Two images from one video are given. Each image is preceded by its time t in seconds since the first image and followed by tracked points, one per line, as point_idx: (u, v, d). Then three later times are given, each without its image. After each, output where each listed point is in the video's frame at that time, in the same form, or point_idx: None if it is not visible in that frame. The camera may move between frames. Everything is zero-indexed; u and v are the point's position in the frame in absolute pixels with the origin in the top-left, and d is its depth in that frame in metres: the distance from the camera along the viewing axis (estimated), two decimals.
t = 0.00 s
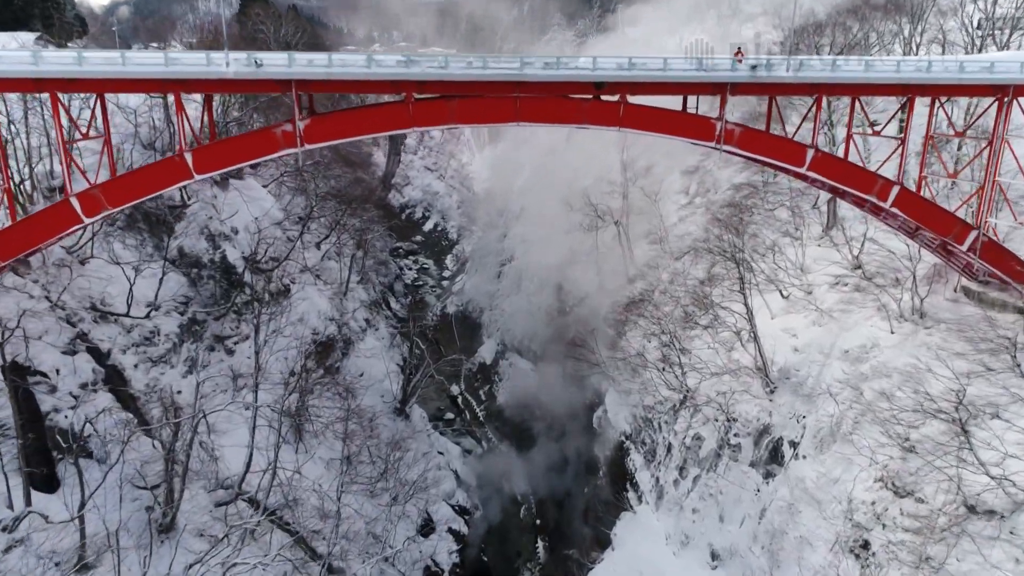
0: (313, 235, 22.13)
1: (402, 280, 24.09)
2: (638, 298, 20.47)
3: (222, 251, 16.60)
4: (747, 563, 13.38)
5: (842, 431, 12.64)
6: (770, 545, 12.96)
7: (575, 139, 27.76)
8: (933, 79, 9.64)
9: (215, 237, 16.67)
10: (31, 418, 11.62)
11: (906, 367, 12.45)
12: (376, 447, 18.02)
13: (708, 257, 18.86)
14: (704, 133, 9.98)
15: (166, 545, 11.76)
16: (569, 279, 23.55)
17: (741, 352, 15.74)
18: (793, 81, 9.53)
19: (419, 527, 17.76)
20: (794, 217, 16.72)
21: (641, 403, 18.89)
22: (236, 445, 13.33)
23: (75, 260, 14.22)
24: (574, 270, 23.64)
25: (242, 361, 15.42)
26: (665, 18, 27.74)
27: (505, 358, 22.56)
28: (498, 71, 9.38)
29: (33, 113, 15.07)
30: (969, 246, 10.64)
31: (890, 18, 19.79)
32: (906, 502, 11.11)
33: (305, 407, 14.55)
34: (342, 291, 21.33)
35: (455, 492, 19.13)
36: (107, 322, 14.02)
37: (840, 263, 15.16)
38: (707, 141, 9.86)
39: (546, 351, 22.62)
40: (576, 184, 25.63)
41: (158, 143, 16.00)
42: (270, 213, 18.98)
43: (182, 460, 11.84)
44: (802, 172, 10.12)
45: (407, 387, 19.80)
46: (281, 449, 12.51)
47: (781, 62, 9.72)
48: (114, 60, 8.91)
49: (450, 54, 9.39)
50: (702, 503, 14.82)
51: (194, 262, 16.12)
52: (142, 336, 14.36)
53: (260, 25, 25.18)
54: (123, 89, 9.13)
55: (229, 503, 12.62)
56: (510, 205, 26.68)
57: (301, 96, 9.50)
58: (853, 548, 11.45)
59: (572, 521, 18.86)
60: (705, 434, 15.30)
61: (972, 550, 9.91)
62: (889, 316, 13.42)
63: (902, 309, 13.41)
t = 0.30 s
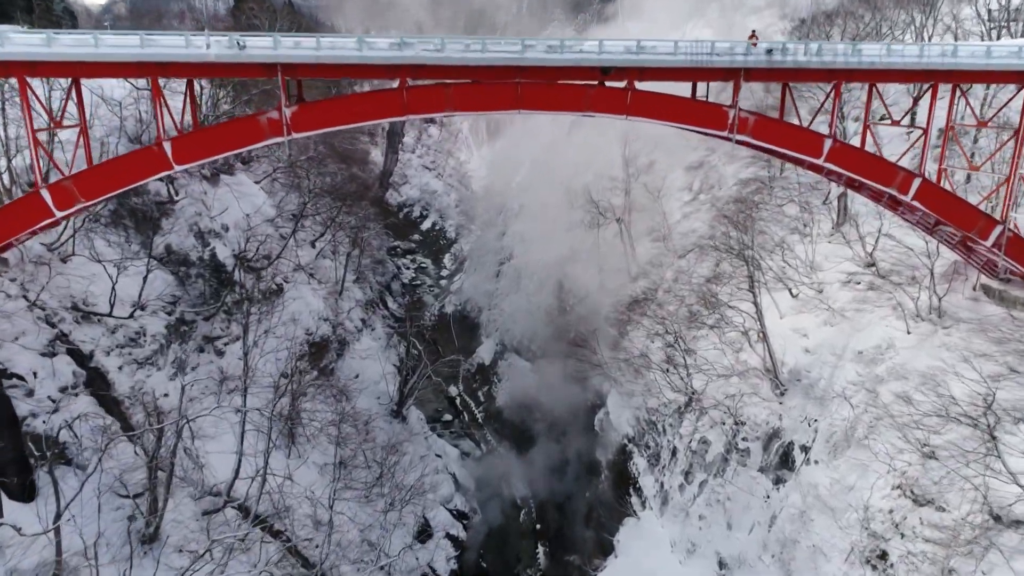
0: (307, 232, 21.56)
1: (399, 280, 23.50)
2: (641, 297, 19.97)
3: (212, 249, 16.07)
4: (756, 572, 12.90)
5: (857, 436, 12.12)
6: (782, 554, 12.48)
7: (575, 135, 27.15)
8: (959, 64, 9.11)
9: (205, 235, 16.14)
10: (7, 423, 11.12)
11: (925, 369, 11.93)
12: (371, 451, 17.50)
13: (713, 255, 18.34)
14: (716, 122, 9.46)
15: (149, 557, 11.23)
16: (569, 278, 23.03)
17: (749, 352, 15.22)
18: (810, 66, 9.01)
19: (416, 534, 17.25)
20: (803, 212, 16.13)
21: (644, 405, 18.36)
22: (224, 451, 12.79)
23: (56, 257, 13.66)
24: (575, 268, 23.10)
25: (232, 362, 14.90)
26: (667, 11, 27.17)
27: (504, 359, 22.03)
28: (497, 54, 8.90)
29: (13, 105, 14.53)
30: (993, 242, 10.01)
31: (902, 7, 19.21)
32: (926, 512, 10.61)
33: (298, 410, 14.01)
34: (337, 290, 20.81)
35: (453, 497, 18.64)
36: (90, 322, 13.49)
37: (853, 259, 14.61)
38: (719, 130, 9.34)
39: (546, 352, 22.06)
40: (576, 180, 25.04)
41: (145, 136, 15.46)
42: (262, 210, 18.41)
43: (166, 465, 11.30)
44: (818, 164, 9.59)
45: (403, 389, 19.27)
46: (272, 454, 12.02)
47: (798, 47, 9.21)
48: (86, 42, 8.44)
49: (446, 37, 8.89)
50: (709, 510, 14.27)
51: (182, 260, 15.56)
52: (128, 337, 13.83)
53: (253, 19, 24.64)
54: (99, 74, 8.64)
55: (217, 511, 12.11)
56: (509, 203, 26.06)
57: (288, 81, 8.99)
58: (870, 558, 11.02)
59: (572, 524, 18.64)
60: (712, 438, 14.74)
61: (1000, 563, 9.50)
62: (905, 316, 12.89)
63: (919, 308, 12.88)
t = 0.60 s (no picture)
0: (299, 229, 20.89)
1: (396, 280, 22.94)
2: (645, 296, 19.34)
3: (200, 246, 15.49)
4: None
5: (874, 442, 11.57)
6: (793, 564, 11.94)
7: (575, 129, 26.47)
8: (990, 47, 8.55)
9: (193, 231, 15.53)
10: None
11: (946, 372, 11.42)
12: (367, 455, 16.98)
13: (719, 253, 17.80)
14: (731, 110, 8.93)
15: (129, 570, 10.72)
16: (570, 276, 22.45)
17: (761, 353, 14.52)
18: (830, 48, 8.48)
19: (413, 540, 16.75)
20: (814, 208, 15.53)
21: (648, 408, 17.79)
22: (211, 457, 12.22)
23: (33, 255, 13.10)
24: (574, 266, 22.53)
25: (221, 364, 14.39)
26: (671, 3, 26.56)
27: (503, 359, 21.48)
28: (496, 35, 8.38)
29: None
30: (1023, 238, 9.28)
31: None
32: (949, 522, 10.16)
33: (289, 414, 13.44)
34: (332, 290, 20.29)
35: (451, 501, 18.16)
36: (70, 322, 12.94)
37: (868, 256, 14.04)
38: (733, 118, 8.82)
39: (547, 352, 21.50)
40: (576, 176, 24.47)
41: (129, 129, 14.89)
42: (253, 206, 17.81)
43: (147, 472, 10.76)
44: (838, 154, 9.05)
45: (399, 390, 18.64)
46: (261, 460, 11.44)
47: (819, 29, 8.67)
48: (53, 22, 7.90)
49: (442, 17, 8.40)
50: (717, 517, 13.73)
51: (168, 257, 14.96)
52: (111, 338, 13.29)
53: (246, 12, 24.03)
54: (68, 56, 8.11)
55: (203, 520, 11.56)
56: (508, 201, 25.33)
57: (271, 64, 8.45)
58: (890, 570, 10.52)
59: (573, 528, 18.19)
60: (720, 442, 14.19)
61: None
62: (924, 315, 12.36)
63: (938, 307, 12.36)
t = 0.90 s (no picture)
0: (290, 228, 20.39)
1: (394, 279, 22.36)
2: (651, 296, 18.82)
3: (187, 244, 14.79)
4: None
5: (892, 449, 11.00)
6: None
7: (576, 123, 25.74)
8: None
9: (179, 228, 14.87)
10: None
11: (972, 375, 10.94)
12: (361, 460, 16.45)
13: (727, 251, 17.20)
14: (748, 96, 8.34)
15: None
16: (570, 276, 21.97)
17: (773, 355, 13.89)
18: (857, 28, 7.89)
19: (410, 548, 16.27)
20: (827, 203, 14.95)
21: (653, 412, 17.19)
22: (197, 463, 11.66)
23: (8, 253, 12.52)
24: (573, 267, 22.13)
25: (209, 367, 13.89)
26: None
27: (502, 360, 20.90)
28: (496, 13, 7.84)
29: None
30: None
31: None
32: (978, 536, 9.69)
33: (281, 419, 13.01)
34: (327, 289, 19.74)
35: (449, 507, 17.66)
36: (48, 323, 12.38)
37: (885, 253, 13.47)
38: (750, 103, 8.22)
39: (548, 354, 20.89)
40: (576, 175, 24.07)
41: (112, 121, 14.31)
42: (245, 202, 17.19)
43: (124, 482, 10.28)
44: (862, 144, 8.40)
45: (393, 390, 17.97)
46: (248, 467, 10.85)
47: (845, 8, 8.10)
48: None
49: None
50: (726, 526, 13.09)
51: (154, 255, 14.36)
52: (91, 339, 12.71)
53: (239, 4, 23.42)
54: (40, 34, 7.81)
55: (188, 532, 11.04)
56: (507, 199, 24.58)
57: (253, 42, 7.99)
58: None
59: (575, 534, 17.67)
60: (729, 448, 13.53)
61: None
62: (946, 316, 11.85)
63: (961, 307, 11.86)
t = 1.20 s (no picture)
0: (284, 227, 19.45)
1: (392, 279, 21.71)
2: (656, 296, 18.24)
3: (173, 241, 14.25)
4: None
5: (915, 458, 10.44)
6: None
7: (575, 118, 25.01)
8: None
9: (165, 225, 14.30)
10: None
11: (1000, 379, 10.33)
12: (356, 466, 15.96)
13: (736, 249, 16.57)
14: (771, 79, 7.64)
15: None
16: (572, 275, 21.33)
17: (786, 357, 13.28)
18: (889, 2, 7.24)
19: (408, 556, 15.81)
20: (842, 198, 14.33)
21: (658, 416, 16.73)
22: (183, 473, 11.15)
23: None
24: (574, 266, 21.49)
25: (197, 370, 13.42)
26: None
27: (502, 361, 20.40)
28: None
29: None
30: None
31: None
32: (1011, 552, 9.19)
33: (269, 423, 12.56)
34: (321, 290, 19.17)
35: (448, 512, 17.23)
36: (22, 324, 11.82)
37: (904, 250, 12.83)
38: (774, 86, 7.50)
39: (550, 355, 20.36)
40: (577, 172, 23.42)
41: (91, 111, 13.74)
42: (236, 197, 16.57)
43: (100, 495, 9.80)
44: (893, 131, 7.65)
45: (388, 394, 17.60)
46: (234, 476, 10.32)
47: None
48: None
49: None
50: (736, 537, 12.54)
51: (138, 254, 13.77)
52: (70, 342, 12.16)
53: None
54: None
55: (172, 544, 10.53)
56: (506, 197, 24.00)
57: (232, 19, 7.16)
58: None
59: (577, 541, 17.24)
60: (739, 455, 13.00)
61: None
62: (972, 317, 11.21)
63: (988, 307, 11.22)
